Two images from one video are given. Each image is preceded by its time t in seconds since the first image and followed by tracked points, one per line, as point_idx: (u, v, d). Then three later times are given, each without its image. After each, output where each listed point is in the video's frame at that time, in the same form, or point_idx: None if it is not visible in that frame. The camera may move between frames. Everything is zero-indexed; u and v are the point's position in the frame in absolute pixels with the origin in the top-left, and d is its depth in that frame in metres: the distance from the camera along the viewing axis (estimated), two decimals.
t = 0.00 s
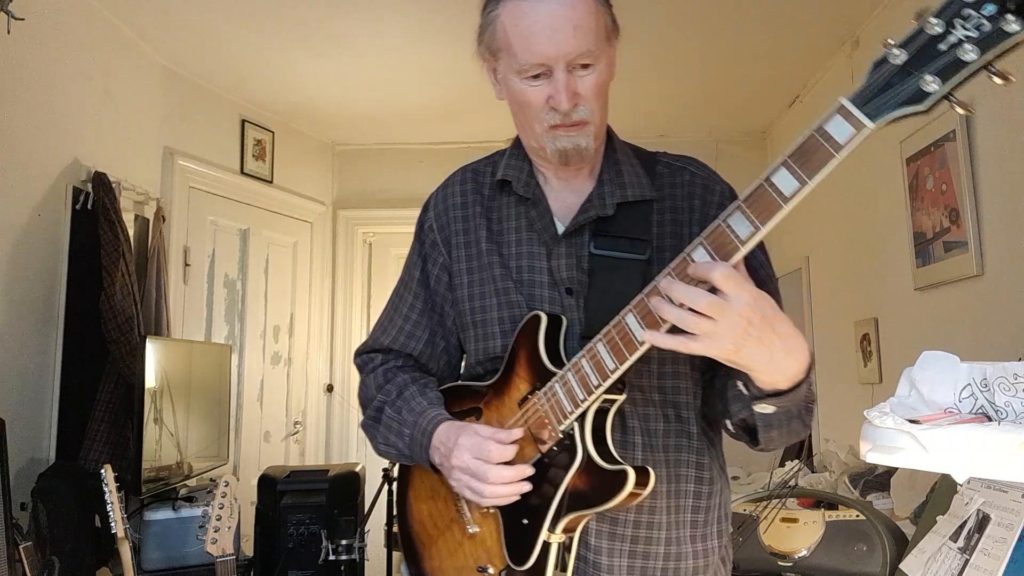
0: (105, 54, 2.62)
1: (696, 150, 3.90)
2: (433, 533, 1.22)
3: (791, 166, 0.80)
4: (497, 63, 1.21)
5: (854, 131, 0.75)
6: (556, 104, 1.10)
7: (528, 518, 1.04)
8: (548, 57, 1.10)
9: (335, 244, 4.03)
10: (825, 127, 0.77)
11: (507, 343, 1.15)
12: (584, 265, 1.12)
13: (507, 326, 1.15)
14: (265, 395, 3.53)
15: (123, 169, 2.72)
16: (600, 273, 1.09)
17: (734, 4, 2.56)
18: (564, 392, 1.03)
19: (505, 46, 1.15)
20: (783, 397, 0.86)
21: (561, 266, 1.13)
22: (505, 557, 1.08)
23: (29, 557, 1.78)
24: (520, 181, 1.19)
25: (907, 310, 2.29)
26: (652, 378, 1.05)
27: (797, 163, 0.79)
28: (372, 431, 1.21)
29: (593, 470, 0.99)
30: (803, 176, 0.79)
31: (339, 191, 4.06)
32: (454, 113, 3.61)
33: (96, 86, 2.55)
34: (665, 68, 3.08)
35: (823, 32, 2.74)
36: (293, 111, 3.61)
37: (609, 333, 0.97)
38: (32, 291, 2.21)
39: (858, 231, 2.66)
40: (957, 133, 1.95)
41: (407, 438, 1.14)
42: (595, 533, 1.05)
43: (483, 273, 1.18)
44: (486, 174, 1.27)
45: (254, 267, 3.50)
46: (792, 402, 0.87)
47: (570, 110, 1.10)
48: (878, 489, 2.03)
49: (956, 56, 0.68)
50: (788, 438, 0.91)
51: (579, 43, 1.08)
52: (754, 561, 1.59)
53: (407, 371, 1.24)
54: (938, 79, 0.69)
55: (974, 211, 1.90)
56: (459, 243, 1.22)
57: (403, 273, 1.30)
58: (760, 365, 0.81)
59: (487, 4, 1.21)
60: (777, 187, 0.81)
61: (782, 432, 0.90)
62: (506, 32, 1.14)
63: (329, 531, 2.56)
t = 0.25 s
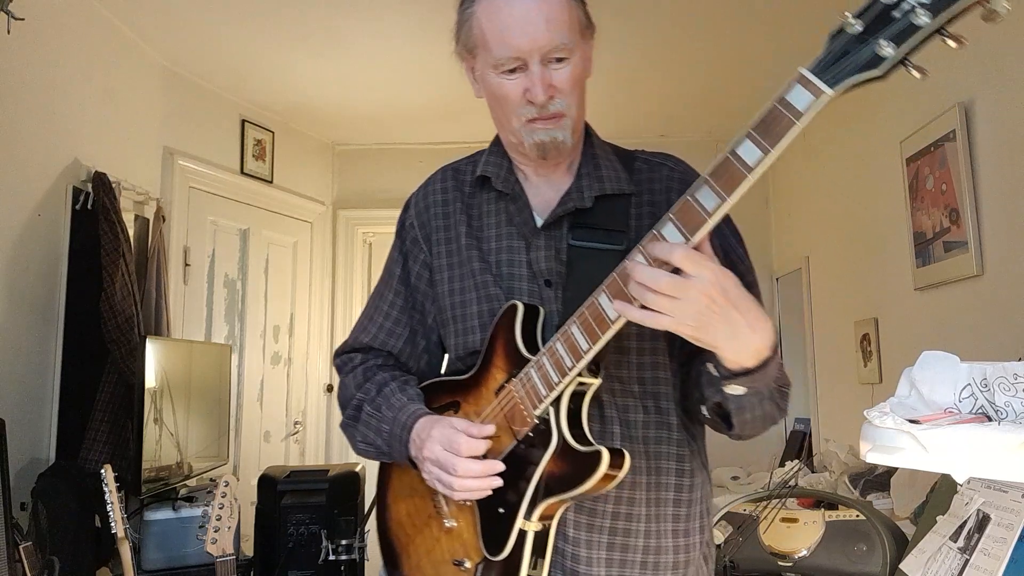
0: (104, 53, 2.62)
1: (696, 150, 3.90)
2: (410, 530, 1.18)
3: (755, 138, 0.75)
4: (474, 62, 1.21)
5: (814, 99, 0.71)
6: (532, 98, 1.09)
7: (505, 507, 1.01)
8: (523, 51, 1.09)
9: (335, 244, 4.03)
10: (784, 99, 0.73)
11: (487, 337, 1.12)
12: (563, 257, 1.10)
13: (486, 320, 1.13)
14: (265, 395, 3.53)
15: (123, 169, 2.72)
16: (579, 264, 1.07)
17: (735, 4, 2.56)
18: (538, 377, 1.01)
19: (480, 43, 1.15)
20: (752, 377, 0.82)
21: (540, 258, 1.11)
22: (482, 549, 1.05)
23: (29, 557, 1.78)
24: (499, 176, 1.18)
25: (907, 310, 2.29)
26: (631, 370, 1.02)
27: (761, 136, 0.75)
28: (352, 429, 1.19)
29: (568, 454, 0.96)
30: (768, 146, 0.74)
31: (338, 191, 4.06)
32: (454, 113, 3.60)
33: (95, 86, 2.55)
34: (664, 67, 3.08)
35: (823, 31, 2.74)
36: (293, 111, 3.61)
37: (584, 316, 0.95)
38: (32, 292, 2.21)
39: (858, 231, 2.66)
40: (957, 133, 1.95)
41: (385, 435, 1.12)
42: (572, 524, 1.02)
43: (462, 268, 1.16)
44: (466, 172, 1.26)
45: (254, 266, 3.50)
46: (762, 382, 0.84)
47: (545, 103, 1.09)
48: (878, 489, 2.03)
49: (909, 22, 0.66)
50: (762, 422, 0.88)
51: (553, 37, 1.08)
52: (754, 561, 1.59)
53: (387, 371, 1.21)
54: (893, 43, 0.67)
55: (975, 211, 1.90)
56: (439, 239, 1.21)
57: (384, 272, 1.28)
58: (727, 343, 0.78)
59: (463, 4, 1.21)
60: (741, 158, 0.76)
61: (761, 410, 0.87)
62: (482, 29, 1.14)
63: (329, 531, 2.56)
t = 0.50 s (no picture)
0: (104, 53, 2.62)
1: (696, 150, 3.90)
2: (390, 530, 1.18)
3: (729, 119, 0.80)
4: (453, 62, 1.21)
5: (784, 76, 0.77)
6: (510, 94, 1.09)
7: (485, 497, 1.02)
8: (500, 48, 1.09)
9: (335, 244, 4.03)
10: (758, 78, 0.79)
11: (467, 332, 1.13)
12: (544, 251, 1.10)
13: (467, 315, 1.13)
14: (265, 395, 3.52)
15: (123, 168, 2.72)
16: (559, 259, 1.08)
17: (735, 4, 2.56)
18: (520, 365, 1.02)
19: (459, 42, 1.15)
20: (716, 362, 0.86)
21: (521, 252, 1.11)
22: (463, 543, 1.05)
23: (29, 557, 1.78)
24: (480, 175, 1.18)
25: (907, 310, 2.29)
26: (612, 362, 1.03)
27: (735, 115, 0.79)
28: (331, 427, 1.18)
29: (548, 441, 0.97)
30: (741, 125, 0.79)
31: (338, 190, 4.06)
32: (453, 113, 3.60)
33: (96, 86, 2.55)
34: (664, 67, 3.08)
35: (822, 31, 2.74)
36: (293, 111, 3.61)
37: (563, 300, 0.97)
38: (32, 292, 2.21)
39: (858, 231, 2.66)
40: (957, 133, 1.95)
41: (365, 430, 1.12)
42: (554, 517, 1.02)
43: (443, 266, 1.16)
44: (448, 172, 1.25)
45: (253, 266, 3.50)
46: (729, 368, 0.87)
47: (523, 99, 1.09)
48: (878, 489, 2.03)
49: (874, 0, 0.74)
50: (732, 408, 0.91)
51: (531, 34, 1.09)
52: (754, 562, 1.58)
53: (367, 372, 1.20)
54: (859, 21, 0.74)
55: (975, 211, 1.90)
56: (421, 237, 1.20)
57: (365, 272, 1.27)
58: (690, 325, 0.81)
59: (442, 4, 1.21)
60: (717, 138, 0.81)
61: (728, 399, 0.90)
62: (460, 28, 1.15)
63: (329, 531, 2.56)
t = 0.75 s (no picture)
0: (105, 53, 2.62)
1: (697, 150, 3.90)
2: (370, 530, 1.17)
3: (721, 122, 0.89)
4: (439, 60, 1.21)
5: (778, 81, 0.85)
6: (498, 93, 1.10)
7: (473, 496, 1.02)
8: (488, 46, 1.10)
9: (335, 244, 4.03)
10: (752, 82, 0.88)
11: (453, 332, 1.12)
12: (530, 251, 1.12)
13: (453, 315, 1.12)
14: (265, 395, 3.52)
15: (123, 168, 2.72)
16: (546, 258, 1.10)
17: (735, 4, 2.56)
18: (509, 363, 1.03)
19: (446, 39, 1.16)
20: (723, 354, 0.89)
21: (508, 252, 1.12)
22: (450, 543, 1.06)
23: (29, 557, 1.78)
24: (466, 174, 1.19)
25: (907, 310, 2.29)
26: (598, 361, 1.06)
27: (726, 118, 0.88)
28: (311, 430, 1.15)
29: (538, 439, 0.98)
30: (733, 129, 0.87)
31: (338, 190, 4.06)
32: (454, 113, 3.60)
33: (96, 86, 2.55)
34: (664, 67, 3.08)
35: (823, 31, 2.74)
36: (293, 111, 3.61)
37: (554, 299, 0.99)
38: (32, 292, 2.21)
39: (857, 231, 2.66)
40: (957, 133, 1.95)
41: (349, 432, 1.09)
42: (541, 516, 1.03)
43: (429, 265, 1.15)
44: (432, 171, 1.25)
45: (253, 266, 3.50)
46: (737, 362, 0.91)
47: (511, 98, 1.10)
48: (878, 489, 2.03)
49: (865, 11, 0.82)
50: (740, 402, 0.94)
51: (519, 33, 1.10)
52: (755, 562, 1.58)
53: (349, 372, 1.18)
54: (850, 30, 0.83)
55: (975, 211, 1.90)
56: (405, 236, 1.19)
57: (347, 272, 1.26)
58: (699, 318, 0.83)
59: (427, 5, 1.22)
60: (710, 140, 0.88)
61: (738, 394, 0.93)
62: (447, 27, 1.15)
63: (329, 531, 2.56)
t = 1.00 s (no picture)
0: (105, 54, 2.62)
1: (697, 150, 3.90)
2: (356, 534, 1.15)
3: (725, 147, 0.88)
4: (430, 56, 1.21)
5: (785, 109, 0.86)
6: (494, 92, 1.10)
7: (466, 508, 1.01)
8: (484, 44, 1.10)
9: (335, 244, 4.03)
10: (758, 109, 0.87)
11: (440, 338, 1.12)
12: (519, 257, 1.12)
13: (440, 320, 1.12)
14: (265, 395, 3.52)
15: (124, 169, 2.72)
16: (536, 264, 1.10)
17: (734, 4, 2.56)
18: (503, 376, 1.02)
19: (439, 36, 1.15)
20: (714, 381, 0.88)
21: (497, 257, 1.12)
22: (441, 553, 1.04)
23: (29, 557, 1.78)
24: (453, 174, 1.18)
25: (907, 309, 2.29)
26: (586, 369, 1.07)
27: (731, 143, 0.88)
28: (293, 435, 1.13)
29: (534, 455, 0.98)
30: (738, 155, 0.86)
31: (338, 190, 4.06)
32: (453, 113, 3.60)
33: (96, 86, 2.55)
34: (663, 67, 3.07)
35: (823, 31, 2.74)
36: (293, 111, 3.61)
37: (552, 314, 0.99)
38: (32, 292, 2.21)
39: (857, 231, 2.66)
40: (957, 133, 1.95)
41: (333, 438, 1.07)
42: (531, 524, 1.04)
43: (414, 268, 1.15)
44: (416, 168, 1.25)
45: (253, 266, 3.50)
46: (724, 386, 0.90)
47: (507, 97, 1.10)
48: (878, 489, 2.03)
49: (874, 44, 0.84)
50: (722, 421, 0.95)
51: (515, 31, 1.09)
52: (754, 561, 1.58)
53: (330, 372, 1.17)
54: (858, 64, 0.84)
55: (975, 211, 1.90)
56: (390, 237, 1.18)
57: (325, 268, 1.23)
58: (691, 345, 0.83)
59: None
60: (714, 165, 0.88)
61: (721, 415, 0.94)
62: (441, 22, 1.14)
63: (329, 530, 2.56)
